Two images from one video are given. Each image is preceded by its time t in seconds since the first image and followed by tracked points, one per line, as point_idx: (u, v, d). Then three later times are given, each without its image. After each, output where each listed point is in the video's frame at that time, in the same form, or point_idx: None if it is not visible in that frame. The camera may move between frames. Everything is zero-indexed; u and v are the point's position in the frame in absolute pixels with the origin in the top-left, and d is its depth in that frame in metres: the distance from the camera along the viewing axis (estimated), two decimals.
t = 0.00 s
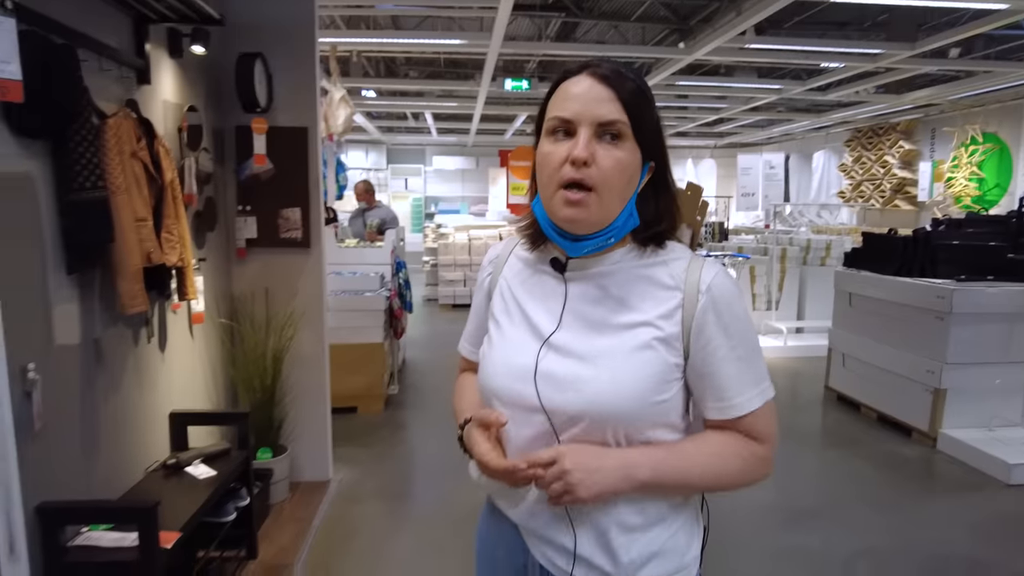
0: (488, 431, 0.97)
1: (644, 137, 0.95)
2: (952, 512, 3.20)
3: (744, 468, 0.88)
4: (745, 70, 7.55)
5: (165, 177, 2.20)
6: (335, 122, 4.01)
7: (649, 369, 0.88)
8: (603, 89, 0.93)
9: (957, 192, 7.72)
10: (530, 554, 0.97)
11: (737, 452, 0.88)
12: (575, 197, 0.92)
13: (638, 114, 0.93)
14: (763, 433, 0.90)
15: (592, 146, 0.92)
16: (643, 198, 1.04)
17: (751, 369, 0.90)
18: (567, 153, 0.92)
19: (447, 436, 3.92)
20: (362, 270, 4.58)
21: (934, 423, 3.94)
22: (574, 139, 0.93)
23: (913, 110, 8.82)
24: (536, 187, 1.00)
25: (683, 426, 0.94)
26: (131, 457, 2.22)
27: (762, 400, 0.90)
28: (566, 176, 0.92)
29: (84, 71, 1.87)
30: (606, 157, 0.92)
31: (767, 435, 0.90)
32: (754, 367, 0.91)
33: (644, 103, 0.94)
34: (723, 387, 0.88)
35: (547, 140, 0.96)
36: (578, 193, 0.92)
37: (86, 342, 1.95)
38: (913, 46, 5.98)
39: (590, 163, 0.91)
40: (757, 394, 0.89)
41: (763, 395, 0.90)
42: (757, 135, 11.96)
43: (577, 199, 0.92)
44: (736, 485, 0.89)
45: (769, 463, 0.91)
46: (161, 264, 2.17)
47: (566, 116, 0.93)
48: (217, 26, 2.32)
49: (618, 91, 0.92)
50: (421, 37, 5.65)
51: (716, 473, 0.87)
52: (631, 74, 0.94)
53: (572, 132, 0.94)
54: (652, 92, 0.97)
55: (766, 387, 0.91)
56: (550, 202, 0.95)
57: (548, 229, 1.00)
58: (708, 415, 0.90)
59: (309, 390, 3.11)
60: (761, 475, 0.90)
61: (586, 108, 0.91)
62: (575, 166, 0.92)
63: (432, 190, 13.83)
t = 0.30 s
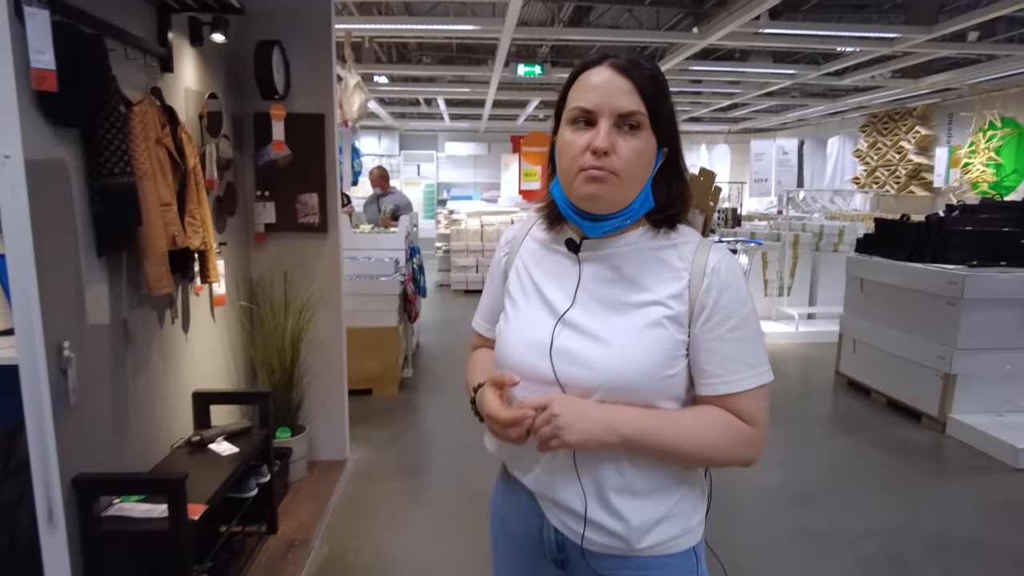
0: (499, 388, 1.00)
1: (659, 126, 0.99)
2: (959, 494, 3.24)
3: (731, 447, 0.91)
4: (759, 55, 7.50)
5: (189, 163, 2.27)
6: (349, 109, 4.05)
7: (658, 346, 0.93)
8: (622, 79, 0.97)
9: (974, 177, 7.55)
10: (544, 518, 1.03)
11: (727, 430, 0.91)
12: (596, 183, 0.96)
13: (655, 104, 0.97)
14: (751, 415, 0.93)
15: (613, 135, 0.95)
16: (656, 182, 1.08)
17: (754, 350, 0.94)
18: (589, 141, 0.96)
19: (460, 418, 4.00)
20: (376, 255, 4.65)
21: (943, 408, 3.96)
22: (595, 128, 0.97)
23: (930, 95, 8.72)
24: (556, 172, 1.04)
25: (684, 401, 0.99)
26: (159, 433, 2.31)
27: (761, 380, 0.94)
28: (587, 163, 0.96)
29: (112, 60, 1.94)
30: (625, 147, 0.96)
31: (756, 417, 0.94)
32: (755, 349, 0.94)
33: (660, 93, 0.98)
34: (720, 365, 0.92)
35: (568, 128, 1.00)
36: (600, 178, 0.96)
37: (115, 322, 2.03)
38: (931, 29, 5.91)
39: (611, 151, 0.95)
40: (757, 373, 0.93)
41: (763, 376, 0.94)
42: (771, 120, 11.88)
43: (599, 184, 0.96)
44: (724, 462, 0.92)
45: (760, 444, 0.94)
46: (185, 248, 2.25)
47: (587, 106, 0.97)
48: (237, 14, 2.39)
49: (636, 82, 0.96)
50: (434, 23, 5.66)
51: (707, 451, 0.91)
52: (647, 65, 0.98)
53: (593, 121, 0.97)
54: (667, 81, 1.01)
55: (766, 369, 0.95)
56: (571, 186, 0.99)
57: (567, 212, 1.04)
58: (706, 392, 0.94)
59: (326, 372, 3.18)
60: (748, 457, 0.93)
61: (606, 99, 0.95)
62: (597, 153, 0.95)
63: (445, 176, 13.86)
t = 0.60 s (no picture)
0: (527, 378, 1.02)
1: (672, 120, 1.02)
2: (963, 481, 3.27)
3: (742, 426, 0.95)
4: (769, 42, 7.46)
5: (204, 152, 2.31)
6: (359, 98, 4.08)
7: (669, 329, 0.96)
8: (635, 76, 0.98)
9: (985, 166, 7.22)
10: (556, 494, 1.07)
11: (738, 410, 0.95)
12: (610, 180, 1.00)
13: (667, 99, 0.99)
14: (764, 393, 0.98)
15: (626, 134, 0.98)
16: (667, 169, 1.11)
17: (760, 334, 0.97)
18: (602, 140, 0.99)
19: (470, 404, 4.05)
20: (386, 243, 4.70)
21: (949, 396, 3.98)
22: (609, 126, 0.99)
23: (941, 82, 8.65)
24: (571, 165, 1.07)
25: (694, 382, 1.03)
26: (176, 416, 2.37)
27: (766, 362, 0.97)
28: (600, 162, 1.00)
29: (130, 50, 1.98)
30: (638, 144, 0.99)
31: (770, 395, 0.98)
32: (762, 332, 0.98)
33: (673, 89, 1.00)
34: (730, 348, 0.96)
35: (583, 124, 1.02)
36: (613, 177, 1.00)
37: (134, 308, 2.07)
38: (942, 16, 5.86)
39: (624, 151, 0.98)
40: (763, 355, 0.97)
41: (768, 358, 0.97)
42: (780, 108, 11.81)
43: (612, 182, 1.00)
44: (733, 441, 0.96)
45: (771, 422, 0.99)
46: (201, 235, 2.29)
47: (601, 104, 0.99)
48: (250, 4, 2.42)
49: (650, 79, 0.98)
50: (442, 11, 5.66)
51: (714, 430, 0.94)
52: (662, 60, 0.99)
53: (607, 119, 1.00)
54: (679, 73, 1.03)
55: (771, 351, 0.98)
56: (585, 182, 1.03)
57: (581, 203, 1.08)
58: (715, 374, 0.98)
59: (338, 358, 3.23)
60: (759, 435, 0.98)
61: (620, 98, 0.97)
62: (610, 152, 0.99)
63: (453, 164, 13.87)
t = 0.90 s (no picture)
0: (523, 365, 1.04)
1: (672, 110, 1.02)
2: (965, 473, 3.27)
3: (743, 414, 0.97)
4: (775, 34, 7.42)
5: (210, 145, 2.33)
6: (364, 91, 4.08)
7: (671, 319, 0.97)
8: (635, 66, 0.99)
9: (991, 158, 7.12)
10: (558, 481, 1.09)
11: (739, 400, 0.97)
12: (609, 168, 1.01)
13: (667, 89, 1.00)
14: (761, 384, 0.99)
15: (625, 123, 0.99)
16: (671, 159, 1.11)
17: (760, 324, 0.98)
18: (602, 129, 1.00)
19: (474, 395, 4.07)
20: (390, 236, 4.71)
21: (952, 389, 3.98)
22: (609, 115, 1.00)
23: (948, 74, 8.58)
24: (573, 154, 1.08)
25: (695, 371, 1.04)
26: (183, 406, 2.39)
27: (766, 352, 0.98)
28: (600, 150, 1.01)
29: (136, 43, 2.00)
30: (637, 133, 0.99)
31: (767, 385, 1.00)
32: (762, 323, 0.99)
33: (673, 78, 1.00)
34: (731, 338, 0.97)
35: (584, 114, 1.03)
36: (612, 165, 1.00)
37: (142, 299, 2.10)
38: (950, 7, 5.82)
39: (623, 140, 0.99)
40: (763, 346, 0.98)
41: (768, 348, 0.98)
42: (785, 101, 11.76)
43: (611, 170, 1.01)
44: (734, 429, 0.97)
45: (769, 412, 1.00)
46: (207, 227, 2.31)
47: (601, 93, 1.00)
48: None
49: (649, 69, 0.98)
50: (447, 3, 5.65)
51: (717, 418, 0.96)
52: (661, 50, 0.99)
53: (606, 108, 1.01)
54: (681, 63, 1.03)
55: (771, 342, 0.99)
56: (585, 171, 1.04)
57: (583, 192, 1.09)
58: (716, 364, 0.99)
59: (343, 349, 3.26)
60: (758, 424, 1.00)
61: (619, 87, 0.98)
62: (609, 142, 1.00)
63: (457, 157, 13.87)
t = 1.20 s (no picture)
0: (520, 359, 1.08)
1: (675, 107, 1.04)
2: (965, 464, 3.31)
3: (750, 403, 1.00)
4: (778, 28, 7.41)
5: (219, 139, 2.36)
6: (368, 85, 4.11)
7: (678, 310, 1.00)
8: (636, 65, 1.01)
9: (993, 153, 7.19)
10: (567, 467, 1.12)
11: (745, 389, 1.00)
12: (611, 166, 1.04)
13: (669, 87, 1.02)
14: (766, 372, 1.02)
15: (626, 121, 1.02)
16: (679, 154, 1.13)
17: (764, 317, 1.01)
18: (604, 128, 1.03)
19: (478, 388, 4.12)
20: (395, 230, 4.75)
21: (953, 381, 4.01)
22: (611, 114, 1.03)
23: (952, 68, 8.56)
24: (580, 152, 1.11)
25: (701, 361, 1.07)
26: (194, 397, 2.43)
27: (770, 343, 1.01)
28: (602, 148, 1.04)
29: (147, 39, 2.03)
30: (639, 131, 1.02)
31: (771, 373, 1.03)
32: (766, 315, 1.02)
33: (676, 75, 1.02)
34: (737, 329, 1.00)
35: (588, 113, 1.07)
36: (614, 163, 1.03)
37: (153, 292, 2.13)
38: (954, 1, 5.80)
39: (624, 138, 1.01)
40: (767, 336, 1.01)
41: (771, 340, 1.02)
42: (788, 94, 11.74)
43: (613, 168, 1.04)
44: (739, 417, 1.00)
45: (773, 400, 1.03)
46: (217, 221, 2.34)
47: (603, 94, 1.03)
48: None
49: (650, 68, 1.00)
50: None
51: (723, 406, 0.99)
52: (663, 49, 1.01)
53: (609, 108, 1.04)
54: (686, 61, 1.05)
55: (774, 333, 1.02)
56: (590, 168, 1.07)
57: (590, 188, 1.12)
58: (721, 354, 1.03)
59: (350, 342, 3.29)
60: (763, 413, 1.03)
61: (620, 87, 1.01)
62: (611, 140, 1.02)
63: (460, 152, 13.88)
